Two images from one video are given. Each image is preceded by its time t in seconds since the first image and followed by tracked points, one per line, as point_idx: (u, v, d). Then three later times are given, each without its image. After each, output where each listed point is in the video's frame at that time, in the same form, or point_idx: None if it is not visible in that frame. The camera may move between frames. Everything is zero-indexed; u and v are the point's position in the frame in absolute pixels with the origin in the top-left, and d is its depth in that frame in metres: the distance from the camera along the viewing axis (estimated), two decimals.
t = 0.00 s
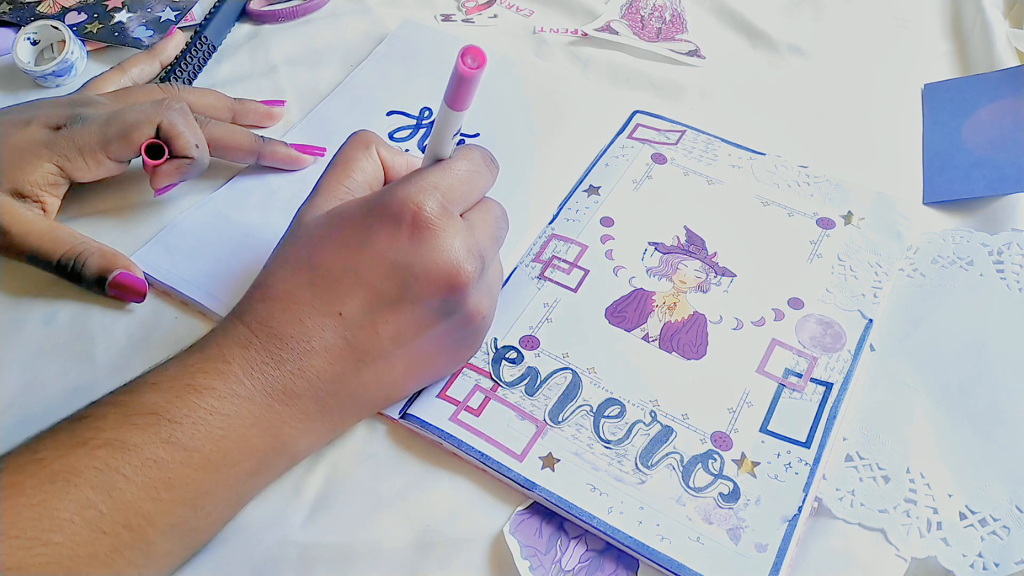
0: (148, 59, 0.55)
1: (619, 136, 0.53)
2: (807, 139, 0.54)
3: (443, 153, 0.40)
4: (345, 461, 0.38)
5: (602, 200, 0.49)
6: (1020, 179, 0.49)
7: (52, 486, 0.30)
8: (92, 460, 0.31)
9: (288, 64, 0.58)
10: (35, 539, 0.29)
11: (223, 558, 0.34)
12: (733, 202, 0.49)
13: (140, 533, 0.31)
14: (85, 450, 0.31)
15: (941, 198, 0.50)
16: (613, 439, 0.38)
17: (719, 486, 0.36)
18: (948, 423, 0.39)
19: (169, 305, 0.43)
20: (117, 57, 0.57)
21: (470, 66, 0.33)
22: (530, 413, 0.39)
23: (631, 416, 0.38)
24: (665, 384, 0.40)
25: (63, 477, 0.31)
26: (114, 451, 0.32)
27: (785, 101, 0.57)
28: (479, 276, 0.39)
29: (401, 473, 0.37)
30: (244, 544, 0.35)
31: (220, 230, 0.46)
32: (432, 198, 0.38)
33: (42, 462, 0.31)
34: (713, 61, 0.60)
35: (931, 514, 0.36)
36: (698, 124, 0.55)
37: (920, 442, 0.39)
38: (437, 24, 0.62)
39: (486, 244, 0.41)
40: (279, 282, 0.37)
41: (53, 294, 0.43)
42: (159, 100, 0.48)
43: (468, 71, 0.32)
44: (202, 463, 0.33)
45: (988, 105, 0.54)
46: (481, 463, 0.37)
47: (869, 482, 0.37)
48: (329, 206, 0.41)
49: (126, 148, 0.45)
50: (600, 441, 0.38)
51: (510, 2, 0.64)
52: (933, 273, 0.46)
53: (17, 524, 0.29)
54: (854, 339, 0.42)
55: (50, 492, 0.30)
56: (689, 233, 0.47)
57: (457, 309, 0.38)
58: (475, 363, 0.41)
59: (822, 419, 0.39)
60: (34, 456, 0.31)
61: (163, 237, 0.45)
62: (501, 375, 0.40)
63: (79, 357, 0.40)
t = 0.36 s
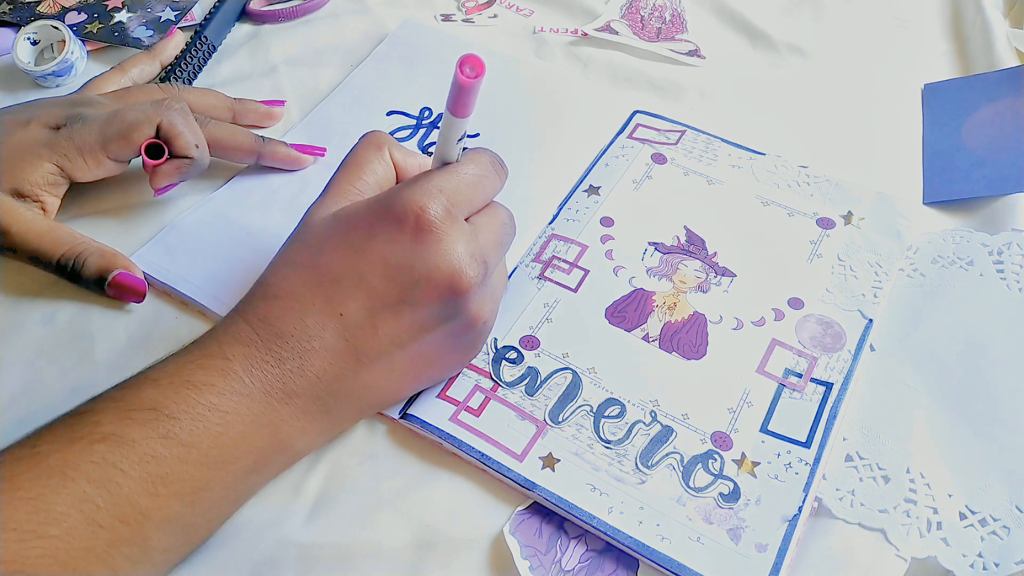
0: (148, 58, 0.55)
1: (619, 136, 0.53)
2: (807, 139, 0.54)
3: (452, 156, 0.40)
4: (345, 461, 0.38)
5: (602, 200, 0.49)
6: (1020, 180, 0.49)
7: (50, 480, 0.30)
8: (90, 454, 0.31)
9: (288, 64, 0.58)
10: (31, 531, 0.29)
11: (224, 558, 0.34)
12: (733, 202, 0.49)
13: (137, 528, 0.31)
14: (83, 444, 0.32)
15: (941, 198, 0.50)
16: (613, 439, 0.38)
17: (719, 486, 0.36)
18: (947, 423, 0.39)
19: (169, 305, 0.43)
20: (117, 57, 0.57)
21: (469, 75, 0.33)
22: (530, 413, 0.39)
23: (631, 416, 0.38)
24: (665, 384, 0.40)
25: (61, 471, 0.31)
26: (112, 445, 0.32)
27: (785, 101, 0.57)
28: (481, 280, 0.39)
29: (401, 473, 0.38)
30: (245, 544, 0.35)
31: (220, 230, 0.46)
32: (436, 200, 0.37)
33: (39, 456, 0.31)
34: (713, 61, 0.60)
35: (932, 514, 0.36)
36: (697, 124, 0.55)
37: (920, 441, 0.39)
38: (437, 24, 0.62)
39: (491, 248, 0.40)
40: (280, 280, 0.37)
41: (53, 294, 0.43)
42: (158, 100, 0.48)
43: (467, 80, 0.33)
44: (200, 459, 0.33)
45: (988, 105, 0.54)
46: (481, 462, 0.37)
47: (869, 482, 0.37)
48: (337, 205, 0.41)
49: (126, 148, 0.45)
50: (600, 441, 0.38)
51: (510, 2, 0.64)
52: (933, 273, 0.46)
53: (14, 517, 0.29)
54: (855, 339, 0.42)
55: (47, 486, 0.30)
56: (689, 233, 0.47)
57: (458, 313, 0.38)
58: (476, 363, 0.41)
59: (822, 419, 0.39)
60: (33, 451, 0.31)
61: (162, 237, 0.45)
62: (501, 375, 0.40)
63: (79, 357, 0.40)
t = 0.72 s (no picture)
0: (147, 58, 0.55)
1: (618, 136, 0.53)
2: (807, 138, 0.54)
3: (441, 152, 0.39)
4: (344, 460, 0.38)
5: (602, 200, 0.49)
6: (1020, 180, 0.49)
7: (47, 488, 0.30)
8: (87, 460, 0.31)
9: (288, 64, 0.58)
10: (30, 540, 0.29)
11: (224, 558, 0.34)
12: (733, 202, 0.49)
13: (135, 534, 0.31)
14: (81, 450, 0.32)
15: (941, 198, 0.50)
16: (614, 439, 0.38)
17: (720, 486, 0.36)
18: (947, 423, 0.39)
19: (169, 305, 0.43)
20: (116, 57, 0.57)
21: (469, 58, 0.32)
22: (530, 414, 0.39)
23: (631, 416, 0.38)
24: (665, 384, 0.40)
25: (59, 478, 0.31)
26: (109, 452, 0.32)
27: (785, 101, 0.57)
28: (473, 279, 0.39)
29: (400, 472, 0.38)
30: (245, 544, 0.35)
31: (220, 230, 0.46)
32: (426, 199, 0.37)
33: (36, 462, 0.31)
34: (713, 61, 0.60)
35: (931, 514, 0.36)
36: (697, 124, 0.55)
37: (919, 441, 0.39)
38: (437, 24, 0.62)
39: (483, 248, 0.40)
40: (275, 284, 0.37)
41: (53, 293, 0.43)
42: (157, 99, 0.48)
43: (468, 62, 0.32)
44: (199, 463, 0.33)
45: (988, 105, 0.54)
46: (481, 463, 0.37)
47: (868, 482, 0.37)
48: (325, 206, 0.41)
49: (126, 148, 0.45)
50: (600, 441, 0.38)
51: (509, 2, 0.64)
52: (932, 273, 0.46)
53: (13, 525, 0.29)
54: (855, 339, 0.42)
55: (44, 493, 0.30)
56: (689, 233, 0.47)
57: (450, 313, 0.38)
58: (475, 363, 0.41)
59: (822, 419, 0.39)
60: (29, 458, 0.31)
61: (162, 237, 0.45)
62: (501, 375, 0.40)
63: (79, 357, 0.40)
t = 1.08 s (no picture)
0: None
1: (620, 136, 0.53)
2: (808, 139, 0.54)
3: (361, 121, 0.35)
4: (345, 462, 0.38)
5: (604, 201, 0.49)
6: (1019, 180, 0.49)
7: None
8: None
9: (288, 64, 0.58)
10: None
11: (224, 560, 0.34)
12: (734, 203, 0.49)
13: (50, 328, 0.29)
14: None
15: (942, 198, 0.50)
16: (619, 441, 0.38)
17: (725, 487, 0.36)
18: (948, 423, 0.39)
19: (169, 306, 0.42)
20: (115, 56, 0.56)
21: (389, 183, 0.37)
22: (535, 416, 0.39)
23: (636, 418, 0.39)
24: (668, 385, 0.40)
25: None
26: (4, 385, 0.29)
27: (785, 101, 0.57)
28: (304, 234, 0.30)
29: (402, 474, 0.37)
30: (244, 546, 0.34)
31: (222, 233, 0.45)
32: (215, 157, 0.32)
33: None
34: (713, 61, 0.60)
35: (932, 514, 0.36)
36: (698, 125, 0.55)
37: (920, 441, 0.39)
38: (438, 24, 0.62)
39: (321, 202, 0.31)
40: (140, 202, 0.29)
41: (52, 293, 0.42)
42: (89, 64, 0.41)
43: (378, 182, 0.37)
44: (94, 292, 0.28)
45: (988, 105, 0.54)
46: (485, 465, 0.37)
47: (870, 482, 0.37)
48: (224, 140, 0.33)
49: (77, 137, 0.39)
50: (606, 444, 0.38)
51: (510, 2, 0.64)
52: (932, 273, 0.46)
53: None
54: (857, 340, 0.42)
55: None
56: (691, 234, 0.47)
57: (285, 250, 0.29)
58: (480, 365, 0.40)
59: (827, 419, 0.39)
60: None
61: (164, 241, 0.45)
62: (505, 377, 0.40)
63: (79, 357, 0.40)
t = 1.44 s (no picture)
0: None
1: (620, 136, 0.53)
2: (808, 138, 0.54)
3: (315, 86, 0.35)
4: (345, 462, 0.38)
5: (604, 201, 0.49)
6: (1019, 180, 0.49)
7: None
8: None
9: (288, 64, 0.58)
10: None
11: (222, 559, 0.34)
12: (734, 203, 0.49)
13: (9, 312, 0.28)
14: None
15: (942, 198, 0.50)
16: (619, 441, 0.38)
17: (725, 487, 0.36)
18: (948, 423, 0.39)
19: (169, 306, 0.42)
20: (115, 56, 0.56)
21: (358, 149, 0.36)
22: (535, 416, 0.39)
23: (636, 418, 0.39)
24: (668, 385, 0.40)
25: None
26: None
27: (785, 100, 0.57)
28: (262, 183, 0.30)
29: (401, 474, 0.37)
30: (243, 546, 0.34)
31: (223, 233, 0.45)
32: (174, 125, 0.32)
33: None
34: (713, 61, 0.60)
35: (932, 514, 0.36)
36: (698, 125, 0.55)
37: (920, 441, 0.39)
38: (438, 24, 0.62)
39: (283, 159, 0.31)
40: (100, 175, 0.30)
41: (53, 294, 0.42)
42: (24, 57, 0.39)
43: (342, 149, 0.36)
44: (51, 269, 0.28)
45: (988, 105, 0.54)
46: (485, 465, 0.37)
47: (869, 482, 0.37)
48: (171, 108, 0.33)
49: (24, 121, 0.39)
50: (606, 444, 0.38)
51: (509, 2, 0.64)
52: (932, 273, 0.46)
53: None
54: (857, 340, 0.42)
55: None
56: (691, 234, 0.47)
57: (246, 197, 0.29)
58: (480, 365, 0.40)
59: (827, 419, 0.39)
60: None
61: (164, 241, 0.45)
62: (505, 377, 0.40)
63: (79, 357, 0.40)
